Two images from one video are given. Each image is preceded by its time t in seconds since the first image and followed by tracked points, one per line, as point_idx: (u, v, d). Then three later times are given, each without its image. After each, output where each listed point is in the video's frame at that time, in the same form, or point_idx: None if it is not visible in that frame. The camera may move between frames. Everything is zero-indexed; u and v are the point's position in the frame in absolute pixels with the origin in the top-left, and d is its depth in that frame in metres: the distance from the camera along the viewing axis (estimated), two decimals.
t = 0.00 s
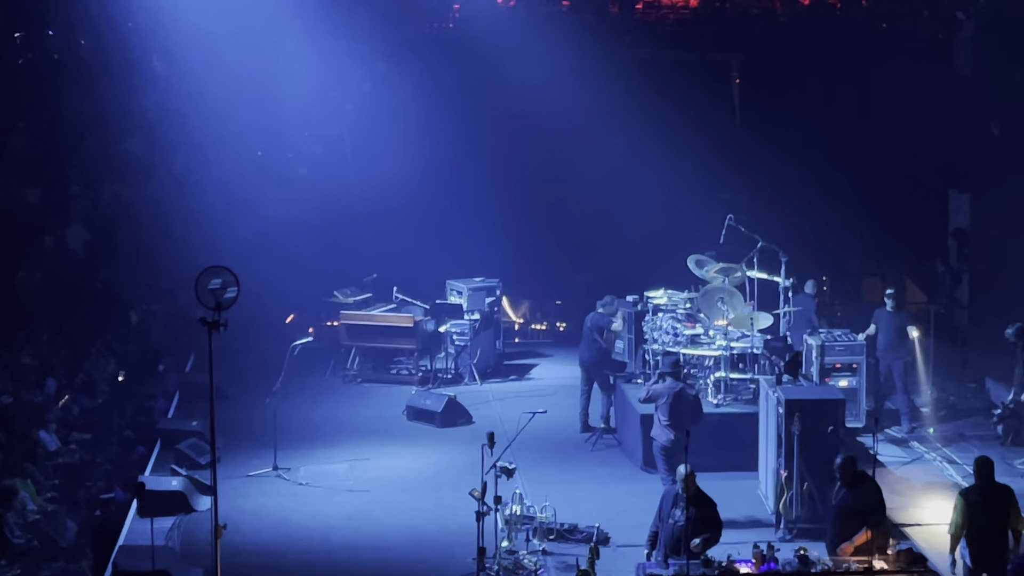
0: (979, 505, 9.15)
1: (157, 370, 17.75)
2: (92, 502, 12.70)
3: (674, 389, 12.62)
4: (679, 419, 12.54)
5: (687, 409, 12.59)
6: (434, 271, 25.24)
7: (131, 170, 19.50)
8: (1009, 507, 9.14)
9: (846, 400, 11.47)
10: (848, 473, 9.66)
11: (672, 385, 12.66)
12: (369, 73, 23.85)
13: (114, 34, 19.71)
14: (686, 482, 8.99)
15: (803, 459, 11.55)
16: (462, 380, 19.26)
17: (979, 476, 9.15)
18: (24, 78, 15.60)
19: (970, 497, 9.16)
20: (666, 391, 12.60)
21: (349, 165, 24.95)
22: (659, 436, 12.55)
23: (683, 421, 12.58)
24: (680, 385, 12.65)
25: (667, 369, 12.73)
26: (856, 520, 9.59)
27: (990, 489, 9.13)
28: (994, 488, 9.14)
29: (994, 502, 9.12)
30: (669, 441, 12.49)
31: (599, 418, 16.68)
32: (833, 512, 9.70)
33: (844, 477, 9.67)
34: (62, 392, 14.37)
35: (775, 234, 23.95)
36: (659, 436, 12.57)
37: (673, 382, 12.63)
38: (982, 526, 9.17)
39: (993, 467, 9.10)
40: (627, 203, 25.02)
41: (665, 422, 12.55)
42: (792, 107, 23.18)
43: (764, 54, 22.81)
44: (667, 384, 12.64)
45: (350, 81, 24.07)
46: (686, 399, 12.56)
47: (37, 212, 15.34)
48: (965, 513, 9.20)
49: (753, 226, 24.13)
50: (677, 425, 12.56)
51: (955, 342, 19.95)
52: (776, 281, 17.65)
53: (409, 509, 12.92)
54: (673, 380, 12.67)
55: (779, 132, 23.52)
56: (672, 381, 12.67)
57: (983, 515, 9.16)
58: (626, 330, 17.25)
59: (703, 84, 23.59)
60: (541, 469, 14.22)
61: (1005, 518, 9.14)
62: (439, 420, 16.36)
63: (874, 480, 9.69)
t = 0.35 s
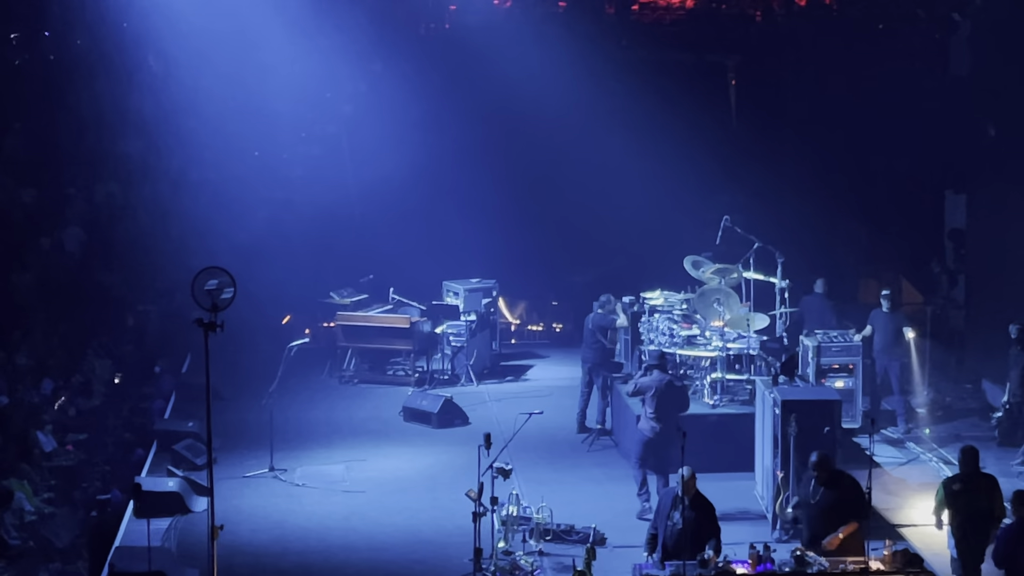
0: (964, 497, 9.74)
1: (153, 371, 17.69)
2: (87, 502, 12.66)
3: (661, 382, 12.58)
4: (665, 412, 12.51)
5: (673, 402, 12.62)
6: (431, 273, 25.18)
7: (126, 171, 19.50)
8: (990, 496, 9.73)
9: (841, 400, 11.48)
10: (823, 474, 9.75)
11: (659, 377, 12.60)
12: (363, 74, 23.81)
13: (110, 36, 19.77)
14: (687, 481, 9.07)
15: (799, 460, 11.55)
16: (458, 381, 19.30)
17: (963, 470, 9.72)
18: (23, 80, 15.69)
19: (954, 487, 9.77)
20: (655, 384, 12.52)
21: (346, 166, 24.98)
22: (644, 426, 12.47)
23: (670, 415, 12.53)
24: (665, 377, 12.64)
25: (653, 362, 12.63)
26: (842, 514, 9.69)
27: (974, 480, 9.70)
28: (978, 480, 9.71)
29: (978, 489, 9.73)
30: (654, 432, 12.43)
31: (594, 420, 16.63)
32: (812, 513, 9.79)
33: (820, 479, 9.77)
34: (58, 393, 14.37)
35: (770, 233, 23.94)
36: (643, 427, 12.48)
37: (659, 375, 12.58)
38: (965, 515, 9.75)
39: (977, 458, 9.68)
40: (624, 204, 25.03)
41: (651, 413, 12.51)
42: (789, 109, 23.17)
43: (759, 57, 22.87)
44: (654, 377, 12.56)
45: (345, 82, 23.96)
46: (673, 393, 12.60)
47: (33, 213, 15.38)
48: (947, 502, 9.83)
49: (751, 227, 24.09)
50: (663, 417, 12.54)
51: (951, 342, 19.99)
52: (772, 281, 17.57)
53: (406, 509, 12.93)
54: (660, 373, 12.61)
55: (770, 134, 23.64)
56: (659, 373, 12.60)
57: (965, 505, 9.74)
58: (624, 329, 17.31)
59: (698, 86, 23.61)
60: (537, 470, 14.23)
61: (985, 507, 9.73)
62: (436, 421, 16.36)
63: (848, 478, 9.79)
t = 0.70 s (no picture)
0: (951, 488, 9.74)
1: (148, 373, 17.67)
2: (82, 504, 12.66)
3: (639, 379, 12.61)
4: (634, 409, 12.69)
5: (653, 401, 12.63)
6: (424, 273, 25.46)
7: (121, 173, 19.48)
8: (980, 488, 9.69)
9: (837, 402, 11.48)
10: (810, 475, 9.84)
11: (637, 376, 12.64)
12: (360, 74, 23.79)
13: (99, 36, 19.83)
14: (687, 483, 9.10)
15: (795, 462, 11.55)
16: (455, 381, 19.24)
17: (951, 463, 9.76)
18: (19, 81, 15.72)
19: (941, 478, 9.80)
20: (632, 384, 12.57)
21: (341, 167, 24.82)
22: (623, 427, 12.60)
23: (649, 413, 12.64)
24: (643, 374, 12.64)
25: (629, 361, 12.67)
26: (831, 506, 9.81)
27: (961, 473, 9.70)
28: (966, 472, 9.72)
29: (966, 482, 9.71)
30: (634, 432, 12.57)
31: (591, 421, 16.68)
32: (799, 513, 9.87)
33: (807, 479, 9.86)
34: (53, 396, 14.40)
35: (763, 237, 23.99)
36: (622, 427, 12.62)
37: (636, 374, 12.61)
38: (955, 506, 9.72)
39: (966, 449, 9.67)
40: (616, 205, 25.24)
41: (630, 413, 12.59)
42: (786, 112, 23.20)
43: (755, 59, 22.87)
44: (631, 376, 12.62)
45: (342, 83, 23.83)
46: (653, 392, 12.57)
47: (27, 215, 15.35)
48: (936, 491, 9.88)
49: (744, 229, 24.19)
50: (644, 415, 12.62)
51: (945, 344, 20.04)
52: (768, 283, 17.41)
53: (401, 511, 12.93)
54: (637, 371, 12.64)
55: (764, 136, 23.64)
56: (636, 372, 12.62)
57: (953, 495, 9.73)
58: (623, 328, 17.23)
59: (693, 88, 23.63)
60: (533, 471, 14.23)
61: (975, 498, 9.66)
62: (431, 423, 16.35)
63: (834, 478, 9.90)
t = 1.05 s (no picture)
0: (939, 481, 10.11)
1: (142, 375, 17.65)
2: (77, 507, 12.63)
3: (618, 374, 12.85)
4: (629, 409, 12.72)
5: (630, 397, 12.78)
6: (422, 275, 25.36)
7: (115, 174, 19.49)
8: (965, 483, 10.11)
9: (831, 404, 11.49)
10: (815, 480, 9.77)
11: (616, 371, 12.88)
12: (353, 77, 23.90)
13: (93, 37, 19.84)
14: (683, 486, 9.04)
15: (789, 464, 11.55)
16: (448, 384, 19.29)
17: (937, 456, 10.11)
18: (13, 81, 15.72)
19: (930, 473, 10.14)
20: (611, 376, 12.80)
21: (336, 168, 24.78)
22: (602, 420, 12.66)
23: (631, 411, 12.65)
24: (623, 370, 12.89)
25: (609, 357, 12.99)
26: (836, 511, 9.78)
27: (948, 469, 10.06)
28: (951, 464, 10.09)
29: (953, 475, 10.11)
30: (612, 426, 12.63)
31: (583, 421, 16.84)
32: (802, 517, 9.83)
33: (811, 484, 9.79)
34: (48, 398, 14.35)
35: (759, 239, 23.84)
36: (601, 420, 12.68)
37: (615, 368, 12.87)
38: (943, 500, 10.12)
39: (950, 445, 10.12)
40: (612, 207, 25.04)
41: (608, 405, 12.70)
42: (781, 114, 23.18)
43: (749, 61, 22.91)
44: (610, 370, 12.86)
45: (335, 87, 23.93)
46: (630, 386, 12.78)
47: (20, 217, 15.31)
48: (925, 488, 10.18)
49: (738, 229, 24.18)
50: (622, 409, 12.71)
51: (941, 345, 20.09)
52: (763, 285, 17.45)
53: (397, 513, 12.91)
54: (616, 367, 12.89)
55: (758, 137, 23.54)
56: (616, 366, 12.90)
57: (942, 489, 10.11)
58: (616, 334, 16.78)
59: (686, 89, 23.55)
60: (528, 473, 14.24)
61: (961, 492, 10.09)
62: (426, 425, 16.35)
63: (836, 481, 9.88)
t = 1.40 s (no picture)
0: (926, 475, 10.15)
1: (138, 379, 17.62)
2: (73, 511, 12.58)
3: (606, 374, 13.13)
4: (613, 408, 12.95)
5: (617, 396, 13.03)
6: (420, 277, 25.30)
7: (110, 177, 19.48)
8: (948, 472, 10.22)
9: (828, 407, 11.48)
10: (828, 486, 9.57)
11: (604, 371, 13.16)
12: (351, 80, 23.83)
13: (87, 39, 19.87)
14: (678, 482, 9.11)
15: (785, 466, 11.56)
16: (445, 387, 19.28)
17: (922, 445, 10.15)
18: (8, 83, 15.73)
19: (913, 462, 10.27)
20: (599, 376, 13.08)
21: (332, 172, 24.97)
22: (591, 420, 12.81)
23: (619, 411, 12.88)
24: (610, 371, 13.17)
25: (598, 357, 13.34)
26: (846, 517, 9.62)
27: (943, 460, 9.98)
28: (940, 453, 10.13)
29: (936, 465, 10.21)
30: (601, 424, 12.76)
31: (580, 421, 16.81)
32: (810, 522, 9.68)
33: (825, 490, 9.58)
34: (44, 401, 14.29)
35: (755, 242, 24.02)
36: (590, 420, 12.83)
37: (604, 367, 13.18)
38: (927, 489, 10.27)
39: (935, 436, 10.14)
40: (609, 209, 25.11)
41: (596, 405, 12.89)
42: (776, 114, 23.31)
43: (745, 63, 22.97)
44: (599, 370, 13.15)
45: (332, 89, 23.94)
46: (617, 385, 13.04)
47: (15, 220, 15.27)
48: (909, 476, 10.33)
49: (734, 232, 24.27)
50: (609, 408, 12.92)
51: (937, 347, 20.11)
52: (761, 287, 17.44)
53: (393, 516, 12.90)
54: (605, 366, 13.19)
55: (753, 138, 23.69)
56: (604, 367, 13.20)
57: (926, 479, 10.26)
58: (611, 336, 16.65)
59: (683, 89, 23.67)
60: (524, 475, 14.24)
61: (943, 481, 10.23)
62: (422, 427, 16.35)
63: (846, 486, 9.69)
